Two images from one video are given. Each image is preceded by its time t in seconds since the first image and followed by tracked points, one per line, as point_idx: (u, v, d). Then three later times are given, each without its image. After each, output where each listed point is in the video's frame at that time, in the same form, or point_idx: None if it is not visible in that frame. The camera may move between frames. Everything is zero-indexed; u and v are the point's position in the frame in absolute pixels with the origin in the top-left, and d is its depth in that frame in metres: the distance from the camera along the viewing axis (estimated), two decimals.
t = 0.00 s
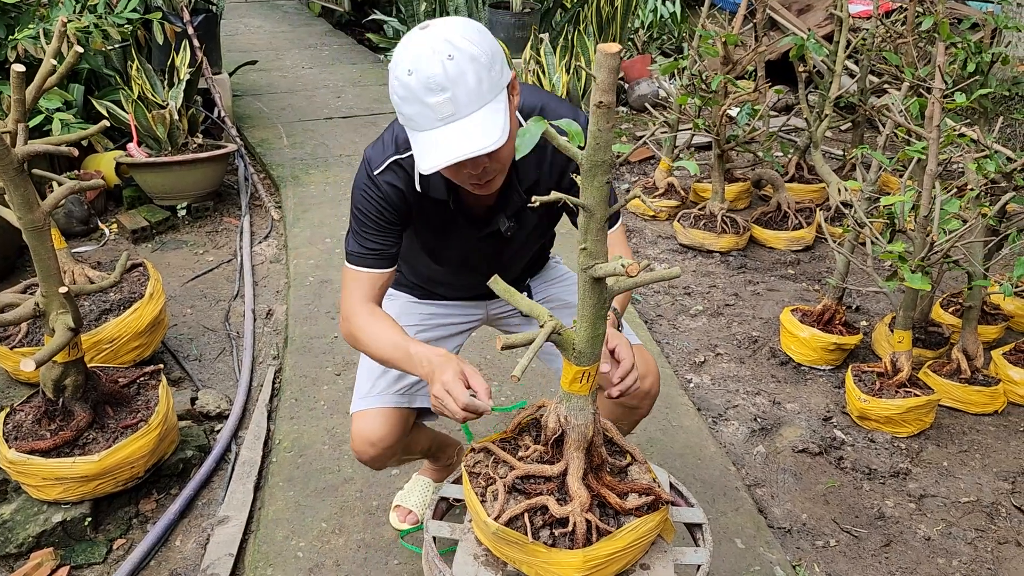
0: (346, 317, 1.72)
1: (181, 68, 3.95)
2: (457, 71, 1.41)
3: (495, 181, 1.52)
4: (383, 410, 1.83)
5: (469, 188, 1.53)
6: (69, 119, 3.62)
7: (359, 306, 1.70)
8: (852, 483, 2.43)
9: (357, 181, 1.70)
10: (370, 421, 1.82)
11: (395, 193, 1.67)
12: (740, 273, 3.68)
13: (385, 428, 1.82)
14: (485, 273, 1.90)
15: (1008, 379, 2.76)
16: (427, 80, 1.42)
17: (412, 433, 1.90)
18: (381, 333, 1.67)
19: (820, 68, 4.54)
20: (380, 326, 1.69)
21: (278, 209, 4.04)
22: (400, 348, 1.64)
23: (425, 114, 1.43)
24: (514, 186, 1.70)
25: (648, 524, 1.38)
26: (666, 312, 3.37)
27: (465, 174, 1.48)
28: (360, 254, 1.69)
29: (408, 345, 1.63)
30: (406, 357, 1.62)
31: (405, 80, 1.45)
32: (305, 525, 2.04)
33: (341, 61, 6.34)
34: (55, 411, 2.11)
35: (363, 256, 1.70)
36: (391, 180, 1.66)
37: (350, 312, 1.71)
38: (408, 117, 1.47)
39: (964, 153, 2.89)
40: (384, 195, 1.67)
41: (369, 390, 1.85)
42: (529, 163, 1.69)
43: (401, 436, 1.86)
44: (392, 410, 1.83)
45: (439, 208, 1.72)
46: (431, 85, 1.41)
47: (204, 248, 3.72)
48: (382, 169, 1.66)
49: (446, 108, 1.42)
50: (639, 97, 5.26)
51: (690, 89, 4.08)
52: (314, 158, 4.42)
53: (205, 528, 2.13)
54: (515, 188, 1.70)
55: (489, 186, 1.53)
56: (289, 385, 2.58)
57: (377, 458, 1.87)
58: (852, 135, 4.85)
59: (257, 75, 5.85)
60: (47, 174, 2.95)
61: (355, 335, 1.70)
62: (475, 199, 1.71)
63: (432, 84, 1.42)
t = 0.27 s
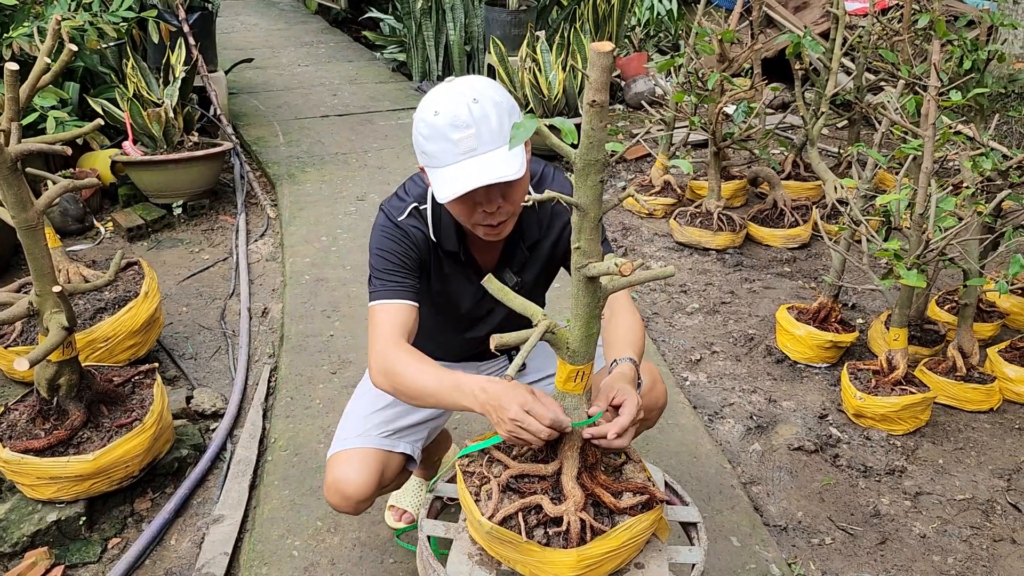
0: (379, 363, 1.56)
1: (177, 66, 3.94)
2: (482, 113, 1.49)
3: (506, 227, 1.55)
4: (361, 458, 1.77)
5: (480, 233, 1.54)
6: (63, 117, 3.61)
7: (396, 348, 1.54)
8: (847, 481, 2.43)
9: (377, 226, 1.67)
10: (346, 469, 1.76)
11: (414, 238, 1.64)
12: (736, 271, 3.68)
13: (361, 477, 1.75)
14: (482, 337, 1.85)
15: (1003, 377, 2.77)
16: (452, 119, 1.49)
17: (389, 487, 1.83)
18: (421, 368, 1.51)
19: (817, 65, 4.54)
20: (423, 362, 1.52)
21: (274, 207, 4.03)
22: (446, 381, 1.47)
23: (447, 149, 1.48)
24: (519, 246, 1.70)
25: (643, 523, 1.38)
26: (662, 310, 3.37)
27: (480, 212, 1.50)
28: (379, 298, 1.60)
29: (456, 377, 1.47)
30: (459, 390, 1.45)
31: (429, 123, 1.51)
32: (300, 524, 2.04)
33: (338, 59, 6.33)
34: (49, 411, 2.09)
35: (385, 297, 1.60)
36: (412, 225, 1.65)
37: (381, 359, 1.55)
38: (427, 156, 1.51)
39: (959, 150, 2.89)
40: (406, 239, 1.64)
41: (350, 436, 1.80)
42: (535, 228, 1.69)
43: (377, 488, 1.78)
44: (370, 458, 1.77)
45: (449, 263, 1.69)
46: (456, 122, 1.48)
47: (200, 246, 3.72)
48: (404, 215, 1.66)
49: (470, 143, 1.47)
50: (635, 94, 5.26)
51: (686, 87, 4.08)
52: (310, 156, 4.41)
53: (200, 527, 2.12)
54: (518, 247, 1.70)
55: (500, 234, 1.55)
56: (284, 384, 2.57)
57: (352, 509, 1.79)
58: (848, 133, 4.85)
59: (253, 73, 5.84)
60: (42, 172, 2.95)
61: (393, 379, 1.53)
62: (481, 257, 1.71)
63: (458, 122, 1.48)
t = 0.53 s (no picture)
0: (379, 360, 1.53)
1: (173, 64, 3.93)
2: (481, 111, 1.51)
3: (501, 226, 1.56)
4: (355, 487, 1.73)
5: (474, 231, 1.54)
6: (60, 116, 3.61)
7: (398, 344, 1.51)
8: (844, 479, 2.43)
9: (370, 229, 1.68)
10: (340, 499, 1.71)
11: (409, 242, 1.66)
12: (733, 269, 3.68)
13: (357, 506, 1.70)
14: (465, 354, 1.84)
15: (1000, 375, 2.76)
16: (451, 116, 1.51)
17: (384, 517, 1.78)
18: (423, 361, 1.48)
19: (814, 63, 4.53)
20: (424, 354, 1.50)
21: (271, 206, 4.03)
22: (449, 376, 1.45)
23: (447, 142, 1.49)
24: (506, 256, 1.73)
25: (638, 520, 1.37)
26: (659, 308, 3.37)
27: (476, 207, 1.51)
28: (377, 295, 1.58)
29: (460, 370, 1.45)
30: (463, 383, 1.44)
31: (429, 119, 1.53)
32: (297, 523, 2.04)
33: (335, 58, 6.32)
34: (45, 409, 2.09)
35: (383, 294, 1.58)
36: (406, 228, 1.67)
37: (381, 356, 1.52)
38: (425, 151, 1.52)
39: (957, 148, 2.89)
40: (401, 240, 1.65)
41: (340, 466, 1.76)
42: (521, 238, 1.74)
43: (373, 518, 1.74)
44: (364, 485, 1.73)
45: (439, 269, 1.71)
46: (457, 117, 1.50)
47: (197, 244, 3.71)
48: (398, 220, 1.68)
49: (470, 135, 1.48)
50: (633, 93, 5.25)
51: (684, 85, 4.07)
52: (307, 154, 4.41)
53: (196, 526, 2.12)
54: (506, 256, 1.73)
55: (494, 233, 1.55)
56: (281, 382, 2.57)
57: (347, 541, 1.74)
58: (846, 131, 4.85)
59: (250, 71, 5.83)
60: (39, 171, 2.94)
61: (395, 374, 1.50)
62: (469, 266, 1.73)
63: (457, 118, 1.50)
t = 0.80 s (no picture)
0: (364, 347, 1.54)
1: (172, 63, 3.93)
2: (494, 96, 1.56)
3: (504, 213, 1.57)
4: (342, 498, 1.72)
5: (478, 214, 1.55)
6: (58, 114, 3.60)
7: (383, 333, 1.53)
8: (843, 478, 2.43)
9: (365, 219, 1.70)
10: (328, 511, 1.70)
11: (401, 232, 1.68)
12: (732, 268, 3.67)
13: (346, 517, 1.70)
14: (454, 351, 1.85)
15: (999, 374, 2.76)
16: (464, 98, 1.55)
17: (373, 529, 1.78)
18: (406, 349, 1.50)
19: (814, 62, 4.52)
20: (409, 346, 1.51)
21: (270, 204, 4.02)
22: (433, 367, 1.46)
23: (461, 121, 1.51)
24: (500, 251, 1.76)
25: (636, 520, 1.37)
26: (658, 307, 3.37)
27: (483, 188, 1.53)
28: (365, 283, 1.60)
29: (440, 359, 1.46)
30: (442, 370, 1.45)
31: (443, 102, 1.56)
32: (294, 522, 2.04)
33: (334, 56, 6.31)
34: (42, 408, 2.09)
35: (372, 283, 1.60)
36: (400, 219, 1.69)
37: (365, 346, 1.53)
38: (437, 130, 1.54)
39: (956, 147, 2.89)
40: (394, 230, 1.68)
41: (326, 478, 1.76)
42: (515, 236, 1.76)
43: (362, 530, 1.73)
44: (352, 496, 1.73)
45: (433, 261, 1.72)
46: (471, 99, 1.53)
47: (195, 243, 3.71)
48: (393, 210, 1.71)
49: (485, 117, 1.51)
50: (632, 91, 5.25)
51: (683, 83, 4.07)
52: (306, 153, 4.40)
53: (194, 525, 2.12)
54: (500, 253, 1.76)
55: (497, 218, 1.57)
56: (279, 381, 2.57)
57: (337, 554, 1.74)
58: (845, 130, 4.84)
59: (249, 70, 5.82)
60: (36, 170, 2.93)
61: (378, 362, 1.51)
62: (463, 260, 1.75)
63: (472, 101, 1.54)
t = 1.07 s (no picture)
0: (337, 348, 1.62)
1: (171, 62, 3.92)
2: (512, 97, 1.58)
3: (511, 213, 1.57)
4: (335, 508, 1.73)
5: (486, 210, 1.55)
6: (57, 113, 3.60)
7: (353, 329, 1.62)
8: (842, 478, 2.43)
9: (359, 217, 1.71)
10: (322, 522, 1.71)
11: (395, 231, 1.68)
12: (732, 267, 3.67)
13: (339, 528, 1.71)
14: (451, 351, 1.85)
15: (999, 374, 2.76)
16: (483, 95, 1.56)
17: (367, 537, 1.79)
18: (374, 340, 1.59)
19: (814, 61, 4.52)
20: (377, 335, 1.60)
21: (269, 204, 4.02)
22: (404, 346, 1.56)
23: (479, 116, 1.52)
24: (501, 253, 1.76)
25: (634, 520, 1.37)
26: (657, 307, 3.36)
27: (494, 185, 1.53)
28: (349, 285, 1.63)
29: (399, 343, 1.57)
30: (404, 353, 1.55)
31: (460, 98, 1.56)
32: (292, 522, 2.04)
33: (334, 55, 6.31)
34: (41, 408, 2.08)
35: (355, 284, 1.64)
36: (394, 218, 1.69)
37: (334, 342, 1.62)
38: (452, 124, 1.54)
39: (956, 147, 2.88)
40: (387, 230, 1.68)
41: (318, 489, 1.77)
42: (516, 239, 1.77)
43: (356, 538, 1.75)
44: (345, 506, 1.74)
45: (430, 261, 1.72)
46: (490, 97, 1.55)
47: (195, 242, 3.71)
48: (386, 209, 1.71)
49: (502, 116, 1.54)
50: (633, 90, 5.24)
51: (683, 83, 4.06)
52: (306, 152, 4.40)
53: (192, 525, 2.12)
54: (500, 254, 1.76)
55: (505, 217, 1.56)
56: (278, 381, 2.57)
57: (332, 563, 1.76)
58: (845, 129, 4.84)
59: (249, 69, 5.82)
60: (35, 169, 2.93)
61: (352, 358, 1.60)
62: (463, 260, 1.75)
63: (490, 99, 1.55)
